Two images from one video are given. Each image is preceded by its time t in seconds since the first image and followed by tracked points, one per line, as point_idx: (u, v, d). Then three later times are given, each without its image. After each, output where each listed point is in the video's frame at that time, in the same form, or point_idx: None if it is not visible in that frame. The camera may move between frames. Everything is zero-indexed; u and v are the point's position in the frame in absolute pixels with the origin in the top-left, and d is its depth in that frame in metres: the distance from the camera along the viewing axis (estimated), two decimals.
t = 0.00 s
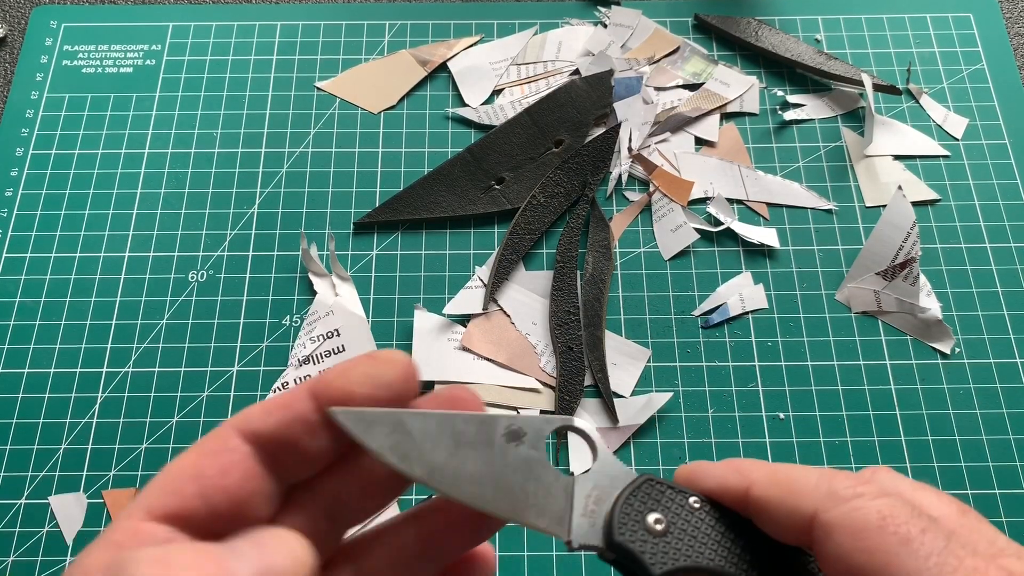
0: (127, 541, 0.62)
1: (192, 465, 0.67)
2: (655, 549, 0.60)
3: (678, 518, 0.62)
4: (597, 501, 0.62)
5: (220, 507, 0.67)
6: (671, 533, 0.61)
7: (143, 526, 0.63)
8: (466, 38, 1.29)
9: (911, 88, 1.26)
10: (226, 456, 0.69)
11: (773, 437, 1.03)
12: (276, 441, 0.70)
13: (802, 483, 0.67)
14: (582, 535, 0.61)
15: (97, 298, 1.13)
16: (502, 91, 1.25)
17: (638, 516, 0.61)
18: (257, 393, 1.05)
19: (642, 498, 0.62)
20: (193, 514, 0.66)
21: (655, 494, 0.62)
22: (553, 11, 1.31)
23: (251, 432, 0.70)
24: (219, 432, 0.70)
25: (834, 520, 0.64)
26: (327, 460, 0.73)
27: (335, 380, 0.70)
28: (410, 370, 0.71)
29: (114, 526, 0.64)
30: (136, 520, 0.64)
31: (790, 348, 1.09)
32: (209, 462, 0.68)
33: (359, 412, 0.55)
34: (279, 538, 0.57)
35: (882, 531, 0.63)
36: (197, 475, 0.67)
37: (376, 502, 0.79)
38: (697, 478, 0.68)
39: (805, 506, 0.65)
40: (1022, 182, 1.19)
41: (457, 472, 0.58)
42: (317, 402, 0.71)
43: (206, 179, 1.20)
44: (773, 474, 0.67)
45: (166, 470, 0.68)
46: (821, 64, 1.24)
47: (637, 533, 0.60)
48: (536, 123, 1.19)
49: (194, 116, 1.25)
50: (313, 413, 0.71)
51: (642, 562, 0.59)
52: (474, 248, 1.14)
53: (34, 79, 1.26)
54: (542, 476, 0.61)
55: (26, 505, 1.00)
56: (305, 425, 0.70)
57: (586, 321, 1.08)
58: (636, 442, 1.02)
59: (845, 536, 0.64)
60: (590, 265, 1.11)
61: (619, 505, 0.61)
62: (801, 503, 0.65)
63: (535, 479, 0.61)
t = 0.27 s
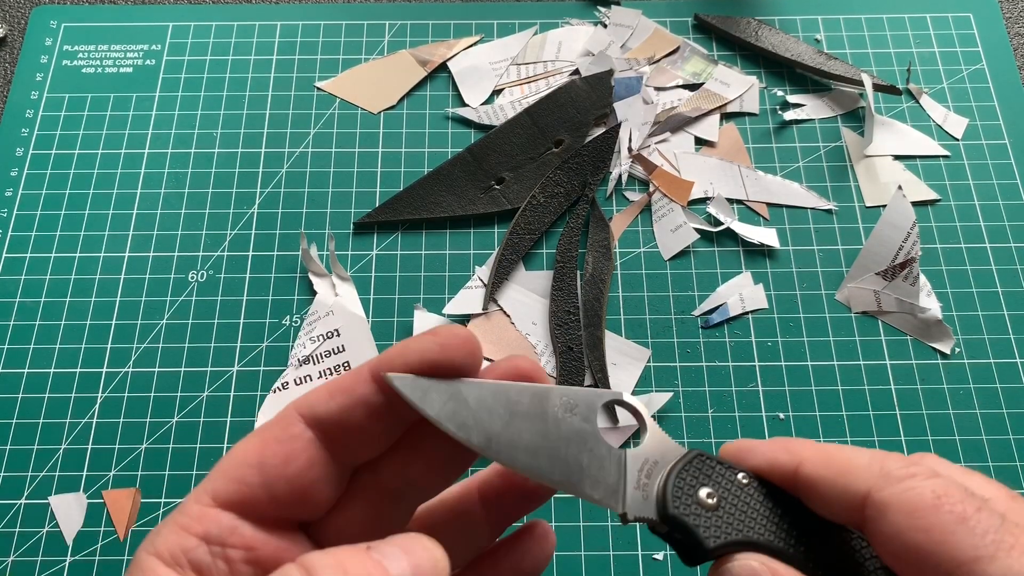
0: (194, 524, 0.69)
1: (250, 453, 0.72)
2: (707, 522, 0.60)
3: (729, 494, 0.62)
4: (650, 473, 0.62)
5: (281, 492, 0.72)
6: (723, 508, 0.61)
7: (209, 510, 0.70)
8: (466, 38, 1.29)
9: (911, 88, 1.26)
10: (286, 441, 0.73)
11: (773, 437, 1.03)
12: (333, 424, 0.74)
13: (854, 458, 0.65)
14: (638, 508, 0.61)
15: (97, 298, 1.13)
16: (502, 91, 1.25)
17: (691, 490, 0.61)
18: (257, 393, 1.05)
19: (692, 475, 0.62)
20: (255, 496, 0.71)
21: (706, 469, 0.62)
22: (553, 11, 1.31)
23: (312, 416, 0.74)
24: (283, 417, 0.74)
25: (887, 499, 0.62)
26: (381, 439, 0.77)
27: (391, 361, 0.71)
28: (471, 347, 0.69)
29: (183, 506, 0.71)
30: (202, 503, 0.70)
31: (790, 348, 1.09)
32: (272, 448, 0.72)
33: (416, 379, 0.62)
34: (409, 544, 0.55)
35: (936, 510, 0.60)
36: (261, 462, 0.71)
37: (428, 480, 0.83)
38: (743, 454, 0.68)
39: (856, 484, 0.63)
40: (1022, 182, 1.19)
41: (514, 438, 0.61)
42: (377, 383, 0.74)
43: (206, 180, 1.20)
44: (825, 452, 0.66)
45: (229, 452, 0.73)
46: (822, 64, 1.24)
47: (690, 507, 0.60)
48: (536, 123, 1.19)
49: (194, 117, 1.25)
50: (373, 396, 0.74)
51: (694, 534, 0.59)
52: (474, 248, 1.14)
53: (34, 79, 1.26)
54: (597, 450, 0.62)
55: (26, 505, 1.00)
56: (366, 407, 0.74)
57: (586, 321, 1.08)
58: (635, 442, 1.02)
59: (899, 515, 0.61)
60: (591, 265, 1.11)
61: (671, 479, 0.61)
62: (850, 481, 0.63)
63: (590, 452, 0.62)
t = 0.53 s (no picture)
0: (200, 546, 0.70)
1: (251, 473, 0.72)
2: (709, 529, 0.60)
3: (729, 498, 0.63)
4: (652, 481, 0.61)
5: (284, 512, 0.71)
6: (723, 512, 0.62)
7: (214, 531, 0.71)
8: (466, 38, 1.29)
9: (911, 88, 1.26)
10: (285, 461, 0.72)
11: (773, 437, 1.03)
12: (332, 443, 0.73)
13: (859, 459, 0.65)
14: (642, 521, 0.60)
15: (98, 298, 1.13)
16: (502, 91, 1.25)
17: (693, 496, 0.61)
18: (257, 393, 1.05)
19: (694, 481, 0.62)
20: (258, 515, 0.71)
21: (707, 473, 0.62)
22: (553, 11, 1.31)
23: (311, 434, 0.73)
24: (281, 436, 0.73)
25: (892, 500, 0.61)
26: (382, 456, 0.75)
27: (388, 379, 0.69)
28: (470, 363, 0.65)
29: (188, 527, 0.72)
30: (206, 525, 0.71)
31: (790, 348, 1.09)
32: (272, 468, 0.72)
33: (411, 405, 0.54)
34: (427, 563, 0.55)
35: (940, 512, 0.60)
36: (262, 483, 0.71)
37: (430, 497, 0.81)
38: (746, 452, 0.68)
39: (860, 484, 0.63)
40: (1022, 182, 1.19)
41: (518, 456, 0.55)
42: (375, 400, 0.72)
43: (206, 180, 1.20)
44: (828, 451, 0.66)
45: (231, 471, 0.74)
46: (822, 64, 1.24)
47: (693, 514, 0.60)
48: (536, 123, 1.19)
49: (194, 117, 1.25)
50: (372, 415, 0.72)
51: (698, 542, 0.60)
52: (474, 248, 1.14)
53: (33, 79, 1.26)
54: (600, 464, 0.58)
55: (26, 505, 1.00)
56: (365, 426, 0.72)
57: (586, 322, 1.08)
58: (636, 442, 1.02)
59: (903, 516, 0.61)
60: (592, 268, 1.11)
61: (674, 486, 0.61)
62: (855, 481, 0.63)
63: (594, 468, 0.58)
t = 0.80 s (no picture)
0: (193, 551, 0.70)
1: (241, 476, 0.72)
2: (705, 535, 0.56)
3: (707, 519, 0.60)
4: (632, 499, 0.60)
5: (275, 513, 0.72)
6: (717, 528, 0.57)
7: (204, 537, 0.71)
8: (466, 38, 1.29)
9: (911, 88, 1.25)
10: (275, 463, 0.72)
11: (773, 437, 1.03)
12: (322, 444, 0.73)
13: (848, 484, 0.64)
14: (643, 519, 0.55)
15: (97, 297, 1.13)
16: (502, 91, 1.25)
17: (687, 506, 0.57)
18: (257, 393, 1.05)
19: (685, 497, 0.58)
20: (249, 520, 0.71)
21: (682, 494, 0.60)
22: (553, 11, 1.31)
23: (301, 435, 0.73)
24: (272, 439, 0.73)
25: (860, 519, 0.61)
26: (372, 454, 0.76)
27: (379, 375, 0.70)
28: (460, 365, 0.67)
29: (178, 531, 0.72)
30: (196, 530, 0.71)
31: (790, 348, 1.09)
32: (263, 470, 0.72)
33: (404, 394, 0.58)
34: (455, 554, 0.54)
35: (909, 527, 0.59)
36: (252, 487, 0.71)
37: (422, 495, 0.82)
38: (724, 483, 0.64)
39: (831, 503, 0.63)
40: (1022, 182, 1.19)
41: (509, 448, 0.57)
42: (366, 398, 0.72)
43: (205, 179, 1.20)
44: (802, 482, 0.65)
45: (218, 476, 0.73)
46: (822, 64, 1.24)
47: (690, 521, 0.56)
48: (536, 123, 1.19)
49: (194, 116, 1.25)
50: (361, 415, 0.73)
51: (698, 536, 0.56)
52: (474, 248, 1.14)
53: (33, 79, 1.26)
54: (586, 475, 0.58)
55: (25, 505, 1.00)
56: (356, 426, 0.73)
57: (586, 321, 1.08)
58: (636, 441, 1.02)
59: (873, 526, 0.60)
60: (591, 268, 1.11)
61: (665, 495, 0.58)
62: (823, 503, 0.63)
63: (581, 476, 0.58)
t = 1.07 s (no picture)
0: (206, 528, 0.73)
1: (263, 463, 0.75)
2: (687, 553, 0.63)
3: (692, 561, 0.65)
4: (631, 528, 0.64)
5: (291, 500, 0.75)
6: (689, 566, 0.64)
7: (217, 516, 0.73)
8: (466, 38, 1.29)
9: (911, 88, 1.25)
10: (300, 457, 0.76)
11: (773, 437, 1.03)
12: (350, 443, 0.79)
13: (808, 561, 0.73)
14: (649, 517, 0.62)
15: (97, 297, 1.12)
16: (502, 91, 1.25)
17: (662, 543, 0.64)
18: (257, 393, 1.05)
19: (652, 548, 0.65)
20: (266, 505, 0.74)
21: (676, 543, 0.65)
22: (553, 11, 1.31)
23: (331, 433, 0.78)
24: (301, 433, 0.77)
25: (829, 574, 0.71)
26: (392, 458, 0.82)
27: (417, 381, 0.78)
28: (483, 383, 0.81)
29: (190, 506, 0.74)
30: (210, 508, 0.73)
31: (790, 348, 1.09)
32: (287, 458, 0.76)
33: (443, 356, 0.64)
34: (481, 499, 0.61)
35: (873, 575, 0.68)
36: (276, 477, 0.75)
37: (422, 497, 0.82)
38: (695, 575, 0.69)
39: None
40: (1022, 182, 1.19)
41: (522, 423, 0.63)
42: (397, 402, 0.79)
43: (205, 179, 1.20)
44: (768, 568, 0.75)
45: (237, 459, 0.76)
46: (822, 64, 1.24)
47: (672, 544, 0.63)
48: (536, 123, 1.19)
49: (194, 116, 1.25)
50: (392, 417, 0.79)
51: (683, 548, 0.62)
52: (474, 248, 1.14)
53: (33, 79, 1.26)
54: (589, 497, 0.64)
55: (25, 505, 1.00)
56: (384, 425, 0.79)
57: (586, 321, 1.08)
58: (636, 441, 1.02)
59: None
60: (591, 268, 1.11)
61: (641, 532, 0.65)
62: None
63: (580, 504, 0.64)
